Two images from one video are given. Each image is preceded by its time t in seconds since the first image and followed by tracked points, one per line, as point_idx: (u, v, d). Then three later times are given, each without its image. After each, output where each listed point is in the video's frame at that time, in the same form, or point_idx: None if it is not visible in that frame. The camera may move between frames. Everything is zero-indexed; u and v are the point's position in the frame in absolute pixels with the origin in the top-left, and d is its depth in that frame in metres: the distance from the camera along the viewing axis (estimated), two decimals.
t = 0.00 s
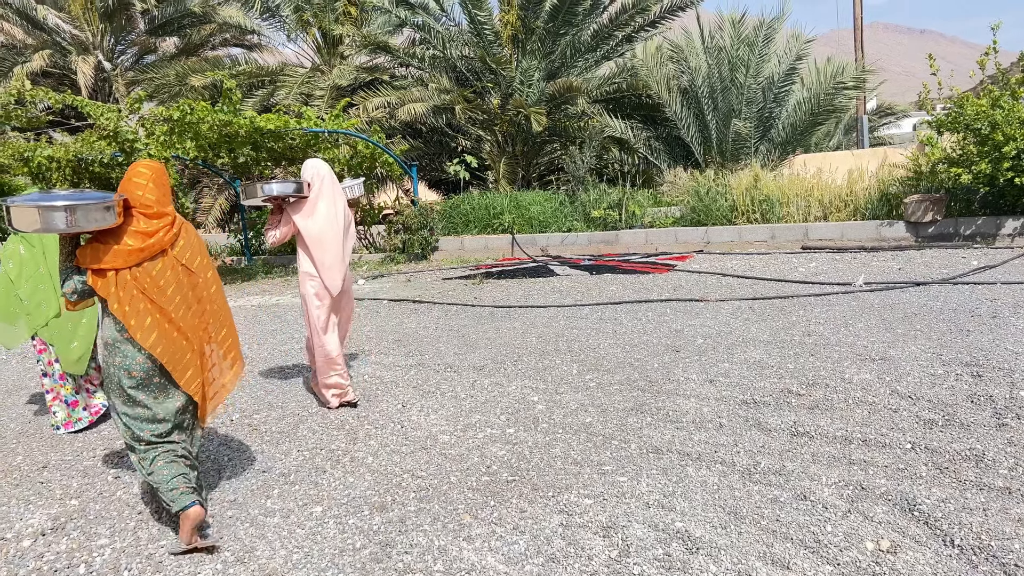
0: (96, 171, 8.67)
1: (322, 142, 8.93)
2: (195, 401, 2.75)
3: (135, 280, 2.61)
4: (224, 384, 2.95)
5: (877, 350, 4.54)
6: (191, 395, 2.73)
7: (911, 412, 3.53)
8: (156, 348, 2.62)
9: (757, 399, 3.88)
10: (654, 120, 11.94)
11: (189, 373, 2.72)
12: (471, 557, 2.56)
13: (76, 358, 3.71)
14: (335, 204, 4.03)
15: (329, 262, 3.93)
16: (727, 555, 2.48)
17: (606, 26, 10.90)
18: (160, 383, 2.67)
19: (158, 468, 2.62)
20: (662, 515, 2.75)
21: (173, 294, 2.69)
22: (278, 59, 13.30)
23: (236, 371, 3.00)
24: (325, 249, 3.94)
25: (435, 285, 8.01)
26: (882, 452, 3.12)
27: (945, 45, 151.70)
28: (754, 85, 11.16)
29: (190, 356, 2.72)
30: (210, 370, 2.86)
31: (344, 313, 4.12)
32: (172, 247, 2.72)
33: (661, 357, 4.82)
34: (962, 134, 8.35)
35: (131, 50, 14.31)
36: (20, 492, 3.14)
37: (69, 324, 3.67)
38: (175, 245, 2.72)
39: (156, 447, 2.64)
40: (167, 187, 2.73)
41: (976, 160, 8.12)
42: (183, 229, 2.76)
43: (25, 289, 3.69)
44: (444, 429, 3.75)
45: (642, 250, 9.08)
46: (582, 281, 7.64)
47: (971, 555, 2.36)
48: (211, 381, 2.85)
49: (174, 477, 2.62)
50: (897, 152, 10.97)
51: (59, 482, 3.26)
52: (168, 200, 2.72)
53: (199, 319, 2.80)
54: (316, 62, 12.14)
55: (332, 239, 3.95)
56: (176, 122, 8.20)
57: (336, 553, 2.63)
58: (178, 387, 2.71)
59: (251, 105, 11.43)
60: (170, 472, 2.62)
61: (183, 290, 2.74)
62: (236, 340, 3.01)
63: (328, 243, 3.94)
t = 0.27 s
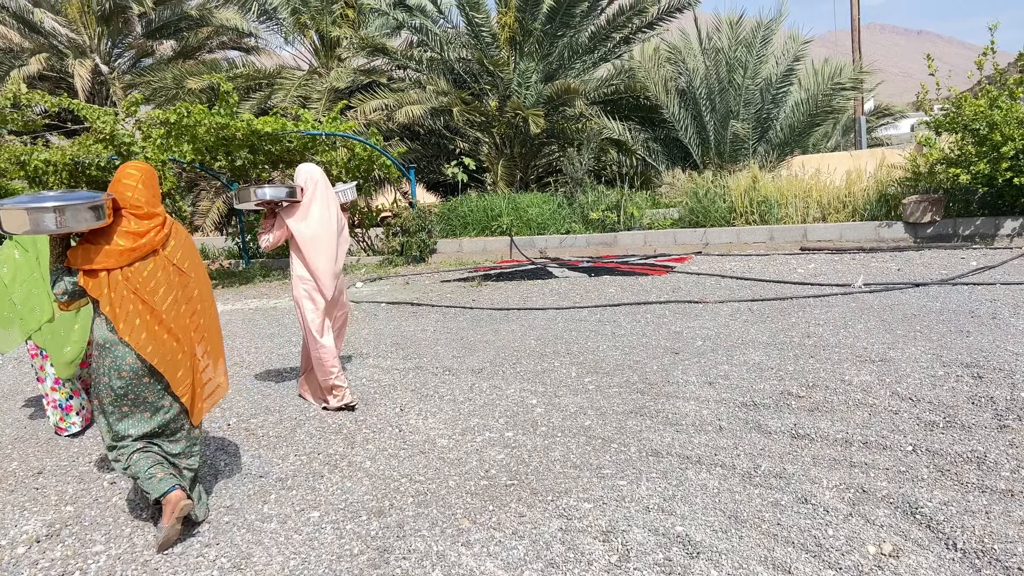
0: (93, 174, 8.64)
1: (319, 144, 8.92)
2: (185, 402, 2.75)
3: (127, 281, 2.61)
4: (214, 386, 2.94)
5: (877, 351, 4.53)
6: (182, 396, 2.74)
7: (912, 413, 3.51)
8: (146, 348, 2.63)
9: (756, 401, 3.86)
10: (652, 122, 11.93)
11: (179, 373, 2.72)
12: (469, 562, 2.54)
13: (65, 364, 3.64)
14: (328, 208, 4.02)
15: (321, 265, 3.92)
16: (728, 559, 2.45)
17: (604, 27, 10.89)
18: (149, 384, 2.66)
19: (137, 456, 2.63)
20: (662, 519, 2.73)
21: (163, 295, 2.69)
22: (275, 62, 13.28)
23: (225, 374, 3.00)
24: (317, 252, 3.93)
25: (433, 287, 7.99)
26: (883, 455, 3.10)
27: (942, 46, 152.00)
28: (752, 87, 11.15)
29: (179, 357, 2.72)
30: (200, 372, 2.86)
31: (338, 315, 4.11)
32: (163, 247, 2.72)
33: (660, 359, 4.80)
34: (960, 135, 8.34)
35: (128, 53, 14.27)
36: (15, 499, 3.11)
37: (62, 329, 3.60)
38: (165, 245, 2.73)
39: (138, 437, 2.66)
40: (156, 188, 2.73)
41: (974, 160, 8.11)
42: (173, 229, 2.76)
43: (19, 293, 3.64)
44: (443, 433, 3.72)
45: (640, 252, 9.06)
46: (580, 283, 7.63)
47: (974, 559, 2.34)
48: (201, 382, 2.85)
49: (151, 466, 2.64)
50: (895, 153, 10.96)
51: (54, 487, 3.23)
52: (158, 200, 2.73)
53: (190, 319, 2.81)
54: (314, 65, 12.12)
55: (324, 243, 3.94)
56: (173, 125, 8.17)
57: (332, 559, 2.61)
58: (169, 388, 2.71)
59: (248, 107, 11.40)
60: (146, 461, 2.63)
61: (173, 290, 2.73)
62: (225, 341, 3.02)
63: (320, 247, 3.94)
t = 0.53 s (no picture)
0: (85, 178, 8.59)
1: (313, 147, 8.89)
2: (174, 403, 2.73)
3: (112, 282, 2.60)
4: (205, 389, 2.91)
5: (873, 351, 4.52)
6: (170, 396, 2.71)
7: (909, 414, 3.50)
8: (132, 349, 2.62)
9: (753, 403, 3.84)
10: (647, 123, 11.93)
11: (167, 374, 2.70)
12: (464, 567, 2.52)
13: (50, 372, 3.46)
14: (318, 211, 4.04)
15: (311, 268, 3.93)
16: (725, 563, 2.44)
17: (597, 29, 10.90)
18: (136, 385, 2.64)
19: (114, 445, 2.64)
20: (659, 523, 2.71)
21: (150, 295, 2.67)
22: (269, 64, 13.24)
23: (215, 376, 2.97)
24: (307, 255, 3.93)
25: (428, 289, 7.96)
26: (881, 456, 3.09)
27: (934, 46, 152.65)
28: (746, 87, 11.16)
29: (167, 358, 2.70)
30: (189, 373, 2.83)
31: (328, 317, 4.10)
32: (149, 247, 2.71)
33: (656, 360, 4.79)
34: (953, 134, 8.35)
35: (121, 56, 14.23)
36: (5, 505, 3.08)
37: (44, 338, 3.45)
38: (151, 246, 2.71)
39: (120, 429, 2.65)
40: (140, 189, 2.73)
41: (968, 160, 8.13)
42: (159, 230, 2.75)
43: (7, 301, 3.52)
44: (438, 436, 3.69)
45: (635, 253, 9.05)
46: (575, 284, 7.61)
47: (972, 561, 2.32)
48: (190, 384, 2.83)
49: (127, 457, 2.63)
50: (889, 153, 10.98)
51: (46, 494, 3.19)
52: (143, 201, 2.72)
53: (177, 320, 2.79)
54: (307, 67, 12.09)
55: (314, 245, 3.95)
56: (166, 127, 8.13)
57: (326, 565, 2.58)
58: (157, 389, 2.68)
59: (241, 110, 11.37)
60: (121, 452, 2.63)
61: (160, 291, 2.72)
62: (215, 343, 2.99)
63: (310, 249, 3.94)
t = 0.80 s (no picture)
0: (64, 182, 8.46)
1: (297, 149, 8.81)
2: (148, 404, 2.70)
3: (81, 285, 2.54)
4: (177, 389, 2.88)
5: (861, 350, 4.52)
6: (146, 399, 2.68)
7: (897, 413, 3.50)
8: (104, 351, 2.58)
9: (742, 404, 3.82)
10: (632, 124, 11.94)
11: (140, 376, 2.66)
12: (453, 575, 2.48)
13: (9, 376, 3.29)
14: (295, 213, 4.04)
15: (288, 270, 3.93)
16: (718, 567, 2.41)
17: (582, 30, 10.89)
18: (104, 388, 2.59)
19: (69, 459, 2.62)
20: (650, 526, 2.68)
21: (122, 297, 2.62)
22: (252, 67, 13.14)
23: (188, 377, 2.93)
24: (283, 257, 3.92)
25: (414, 292, 7.91)
26: (872, 457, 3.07)
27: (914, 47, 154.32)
28: (730, 88, 11.18)
29: (140, 359, 2.66)
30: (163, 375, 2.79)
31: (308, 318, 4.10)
32: (118, 249, 2.66)
33: (644, 362, 4.77)
34: (936, 134, 8.41)
35: (101, 59, 14.06)
36: None
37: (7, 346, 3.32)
38: (120, 248, 2.66)
39: (74, 441, 2.63)
40: (106, 191, 2.67)
41: (951, 159, 8.18)
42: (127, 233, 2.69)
43: None
44: (425, 441, 3.64)
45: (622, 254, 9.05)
46: (563, 286, 7.58)
47: (965, 561, 2.31)
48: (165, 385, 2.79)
49: (83, 468, 2.66)
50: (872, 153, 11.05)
51: (24, 505, 3.11)
52: (110, 203, 2.66)
53: (151, 322, 2.74)
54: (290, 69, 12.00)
55: (291, 247, 3.95)
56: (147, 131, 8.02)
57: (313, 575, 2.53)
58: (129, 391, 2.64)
59: (224, 113, 11.26)
60: (76, 462, 2.64)
61: (132, 293, 2.66)
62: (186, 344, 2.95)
63: (287, 251, 3.94)
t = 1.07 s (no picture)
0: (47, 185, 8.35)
1: (283, 152, 8.75)
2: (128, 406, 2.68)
3: (54, 288, 2.54)
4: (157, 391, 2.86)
5: (849, 350, 4.53)
6: (126, 401, 2.67)
7: (887, 412, 3.50)
8: (81, 354, 2.57)
9: (731, 405, 3.81)
10: (619, 125, 11.94)
11: (118, 378, 2.65)
12: None
13: None
14: (278, 215, 4.01)
15: (271, 272, 3.90)
16: (710, 569, 2.39)
17: (568, 31, 10.89)
18: (80, 392, 2.58)
19: (47, 473, 2.62)
20: (642, 529, 2.65)
21: (96, 300, 2.62)
22: (237, 68, 13.04)
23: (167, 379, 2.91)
24: (266, 259, 3.89)
25: (402, 295, 7.86)
26: (862, 457, 3.07)
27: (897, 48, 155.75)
28: (716, 89, 11.20)
29: (118, 361, 2.66)
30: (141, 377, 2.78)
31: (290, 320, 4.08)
32: (91, 253, 2.66)
33: (634, 363, 4.75)
34: (921, 133, 8.46)
35: (85, 61, 13.92)
36: None
37: None
38: (93, 252, 2.67)
39: (50, 457, 2.62)
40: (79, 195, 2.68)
41: (937, 159, 8.24)
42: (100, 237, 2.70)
43: None
44: (414, 445, 3.61)
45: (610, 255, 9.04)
46: (551, 287, 7.56)
47: (957, 562, 2.30)
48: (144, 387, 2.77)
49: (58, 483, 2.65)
50: (858, 152, 11.11)
51: (6, 515, 3.05)
52: (82, 207, 2.67)
53: (127, 324, 2.74)
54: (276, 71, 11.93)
55: (274, 249, 3.92)
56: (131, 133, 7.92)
57: None
58: (107, 393, 2.64)
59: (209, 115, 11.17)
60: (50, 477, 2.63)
61: (107, 295, 2.67)
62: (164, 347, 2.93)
63: (270, 254, 3.91)
